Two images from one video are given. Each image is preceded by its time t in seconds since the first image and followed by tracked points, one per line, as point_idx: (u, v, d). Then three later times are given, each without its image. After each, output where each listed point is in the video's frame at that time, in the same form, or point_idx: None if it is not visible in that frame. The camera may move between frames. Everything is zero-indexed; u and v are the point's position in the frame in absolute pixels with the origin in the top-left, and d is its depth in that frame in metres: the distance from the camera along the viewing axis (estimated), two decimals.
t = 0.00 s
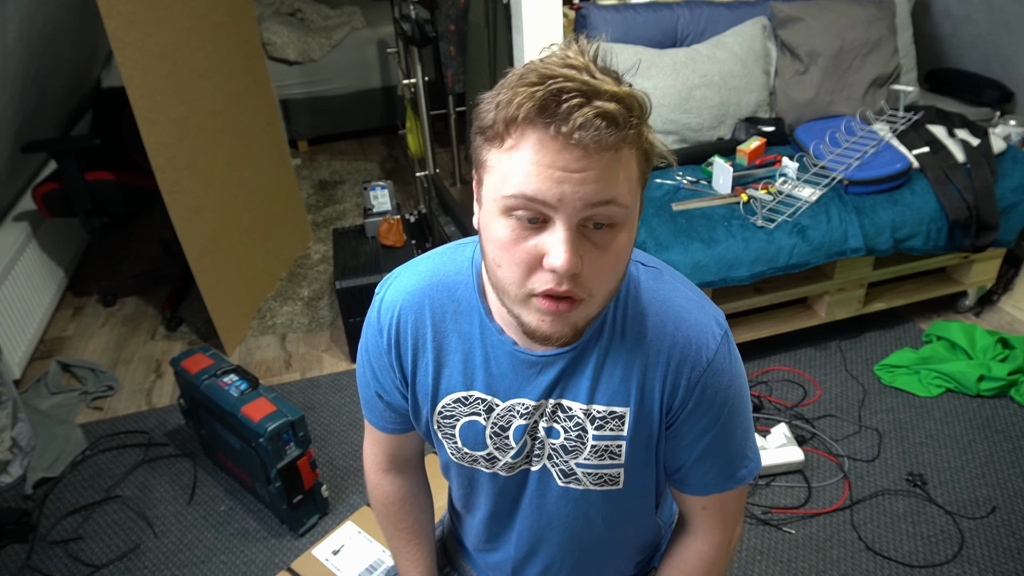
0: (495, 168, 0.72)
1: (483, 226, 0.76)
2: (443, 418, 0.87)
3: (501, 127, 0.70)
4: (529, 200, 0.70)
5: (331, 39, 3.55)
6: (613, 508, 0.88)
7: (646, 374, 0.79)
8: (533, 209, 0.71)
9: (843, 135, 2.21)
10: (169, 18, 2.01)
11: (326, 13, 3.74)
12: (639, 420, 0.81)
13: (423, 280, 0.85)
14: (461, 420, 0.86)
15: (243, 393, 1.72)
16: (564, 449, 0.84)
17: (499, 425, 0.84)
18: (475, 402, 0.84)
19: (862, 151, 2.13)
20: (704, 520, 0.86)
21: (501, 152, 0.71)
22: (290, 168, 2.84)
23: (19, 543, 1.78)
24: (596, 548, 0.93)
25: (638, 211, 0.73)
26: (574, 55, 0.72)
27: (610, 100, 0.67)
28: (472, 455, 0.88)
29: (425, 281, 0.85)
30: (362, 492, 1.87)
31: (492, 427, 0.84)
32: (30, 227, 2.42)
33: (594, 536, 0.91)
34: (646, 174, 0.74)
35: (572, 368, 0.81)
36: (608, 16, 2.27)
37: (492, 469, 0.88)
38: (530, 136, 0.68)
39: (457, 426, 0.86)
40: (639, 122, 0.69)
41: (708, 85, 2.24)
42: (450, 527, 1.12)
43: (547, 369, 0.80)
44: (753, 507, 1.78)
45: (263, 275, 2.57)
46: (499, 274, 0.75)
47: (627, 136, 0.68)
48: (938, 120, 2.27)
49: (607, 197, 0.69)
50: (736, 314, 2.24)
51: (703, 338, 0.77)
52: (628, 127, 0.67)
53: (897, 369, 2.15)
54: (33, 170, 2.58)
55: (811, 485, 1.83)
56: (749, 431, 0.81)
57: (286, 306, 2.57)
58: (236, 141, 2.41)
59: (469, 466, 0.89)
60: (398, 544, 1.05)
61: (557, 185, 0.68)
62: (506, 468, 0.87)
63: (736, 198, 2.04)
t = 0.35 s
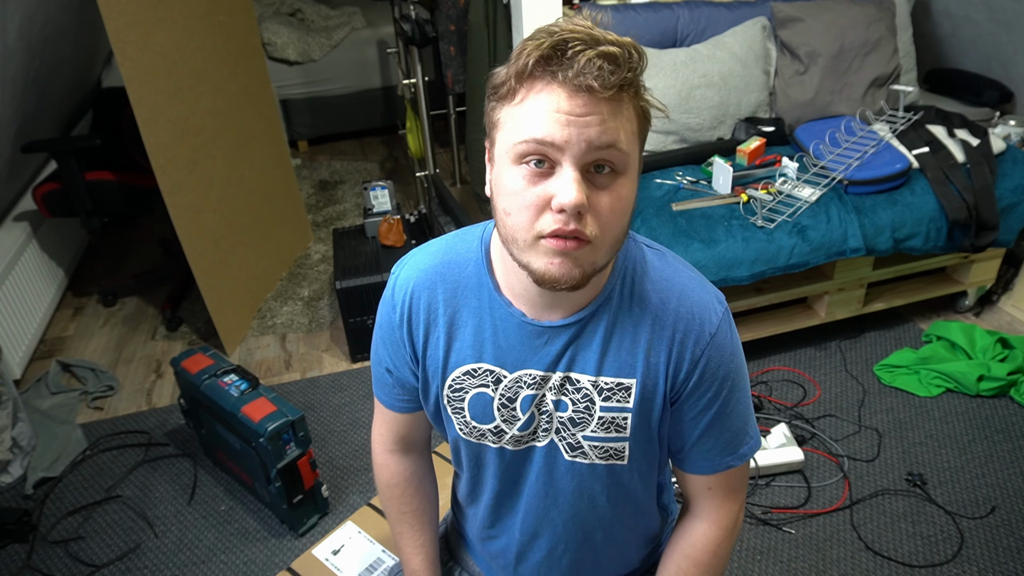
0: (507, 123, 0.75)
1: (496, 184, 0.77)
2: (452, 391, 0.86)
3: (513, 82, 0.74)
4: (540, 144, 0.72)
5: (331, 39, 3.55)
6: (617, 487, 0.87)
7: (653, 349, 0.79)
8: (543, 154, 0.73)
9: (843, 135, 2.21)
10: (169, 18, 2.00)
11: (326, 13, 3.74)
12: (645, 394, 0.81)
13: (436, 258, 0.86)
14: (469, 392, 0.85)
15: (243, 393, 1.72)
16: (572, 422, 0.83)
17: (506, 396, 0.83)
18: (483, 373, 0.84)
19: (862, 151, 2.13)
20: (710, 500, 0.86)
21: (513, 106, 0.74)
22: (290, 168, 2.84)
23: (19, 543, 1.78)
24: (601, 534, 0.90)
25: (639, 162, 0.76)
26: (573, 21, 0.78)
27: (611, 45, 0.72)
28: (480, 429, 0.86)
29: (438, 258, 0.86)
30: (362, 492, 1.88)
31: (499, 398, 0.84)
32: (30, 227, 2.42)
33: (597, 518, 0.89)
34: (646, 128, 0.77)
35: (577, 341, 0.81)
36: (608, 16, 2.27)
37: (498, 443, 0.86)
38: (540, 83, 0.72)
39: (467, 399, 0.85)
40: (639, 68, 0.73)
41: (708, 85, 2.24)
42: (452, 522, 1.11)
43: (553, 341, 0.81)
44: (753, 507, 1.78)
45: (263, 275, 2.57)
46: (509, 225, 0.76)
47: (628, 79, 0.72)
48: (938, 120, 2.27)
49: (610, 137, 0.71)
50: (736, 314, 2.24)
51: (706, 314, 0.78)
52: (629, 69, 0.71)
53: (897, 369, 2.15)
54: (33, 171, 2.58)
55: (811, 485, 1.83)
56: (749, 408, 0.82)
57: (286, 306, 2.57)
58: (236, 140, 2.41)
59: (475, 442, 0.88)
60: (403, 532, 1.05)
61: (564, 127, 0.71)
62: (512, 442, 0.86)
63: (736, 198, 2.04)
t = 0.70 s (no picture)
0: (478, 135, 0.74)
1: (473, 192, 0.77)
2: (445, 382, 0.86)
3: (481, 95, 0.73)
4: (510, 156, 0.71)
5: (331, 40, 3.55)
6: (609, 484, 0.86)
7: (643, 350, 0.78)
8: (515, 164, 0.72)
9: (843, 135, 2.21)
10: (169, 18, 2.01)
11: (326, 13, 3.74)
12: (636, 394, 0.80)
13: (435, 251, 0.87)
14: (461, 383, 0.85)
15: (243, 393, 1.72)
16: (563, 418, 0.83)
17: (497, 388, 0.83)
18: (475, 365, 0.83)
19: (862, 152, 2.13)
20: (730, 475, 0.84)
21: (481, 119, 0.74)
22: (290, 168, 2.84)
23: (19, 543, 1.78)
24: (593, 528, 0.90)
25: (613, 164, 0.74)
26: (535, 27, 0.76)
27: (573, 54, 0.70)
28: (469, 420, 0.86)
29: (436, 251, 0.87)
30: (362, 492, 1.88)
31: (490, 390, 0.84)
32: (30, 227, 2.42)
33: (590, 514, 0.88)
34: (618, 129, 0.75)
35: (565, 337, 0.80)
36: (609, 17, 2.28)
37: (487, 436, 0.86)
38: (507, 96, 0.71)
39: (458, 391, 0.85)
40: (604, 74, 0.71)
41: (708, 85, 2.24)
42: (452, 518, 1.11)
43: (543, 337, 0.80)
44: (753, 507, 1.78)
45: (263, 275, 2.58)
46: (489, 233, 0.75)
47: (594, 86, 0.70)
48: (938, 120, 2.27)
49: (579, 145, 0.70)
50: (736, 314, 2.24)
51: (697, 315, 0.77)
52: (594, 76, 0.70)
53: (897, 369, 2.15)
54: (33, 170, 2.58)
55: (811, 485, 1.83)
56: (746, 405, 0.80)
57: (286, 306, 2.57)
58: (236, 140, 2.41)
59: (465, 433, 0.88)
60: (403, 525, 1.04)
61: (532, 139, 0.70)
62: (501, 434, 0.86)
63: (736, 198, 2.04)
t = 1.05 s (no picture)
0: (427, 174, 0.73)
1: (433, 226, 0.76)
2: (434, 400, 0.87)
3: (421, 137, 0.70)
4: (455, 201, 0.69)
5: (331, 39, 3.55)
6: (607, 494, 0.86)
7: (635, 357, 0.78)
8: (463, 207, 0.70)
9: (842, 135, 2.21)
10: (169, 19, 2.00)
11: (326, 13, 3.74)
12: (630, 401, 0.80)
13: (417, 265, 0.86)
14: (450, 402, 0.85)
15: (243, 393, 1.72)
16: (556, 432, 0.83)
17: (487, 406, 0.84)
18: (463, 383, 0.84)
19: (862, 152, 2.13)
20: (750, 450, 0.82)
21: (427, 160, 0.71)
22: (290, 168, 2.84)
23: (19, 543, 1.78)
24: (594, 537, 0.90)
25: (570, 195, 0.71)
26: (479, 55, 0.71)
27: (507, 94, 0.66)
28: (461, 437, 0.87)
29: (418, 266, 0.86)
30: (362, 492, 1.88)
31: (480, 408, 0.84)
32: (30, 227, 2.42)
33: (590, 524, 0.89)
34: (573, 160, 0.71)
35: (554, 351, 0.80)
36: (609, 17, 2.28)
37: (480, 452, 0.87)
38: (444, 140, 0.68)
39: (447, 409, 0.86)
40: (543, 111, 0.67)
41: (708, 85, 2.24)
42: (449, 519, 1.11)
43: (533, 352, 0.80)
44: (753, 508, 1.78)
45: (263, 275, 2.57)
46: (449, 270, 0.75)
47: (530, 127, 0.66)
48: (938, 120, 2.27)
49: (522, 189, 0.67)
50: (736, 314, 2.24)
51: (688, 318, 0.76)
52: (528, 117, 0.65)
53: (897, 369, 2.15)
54: (33, 170, 2.58)
55: (811, 485, 1.83)
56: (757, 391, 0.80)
57: (286, 306, 2.57)
58: (236, 141, 2.41)
59: (458, 449, 0.89)
60: (399, 531, 1.04)
61: (472, 185, 0.67)
62: (494, 451, 0.86)
63: (736, 198, 2.04)
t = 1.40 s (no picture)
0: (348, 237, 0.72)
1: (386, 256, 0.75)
2: (424, 403, 0.87)
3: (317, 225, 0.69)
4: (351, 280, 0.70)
5: (331, 40, 3.55)
6: (595, 505, 0.86)
7: (623, 374, 0.74)
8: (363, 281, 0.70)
9: (843, 135, 2.21)
10: (169, 18, 2.00)
11: (326, 13, 3.74)
12: (616, 419, 0.77)
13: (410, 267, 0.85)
14: (440, 406, 0.85)
15: (243, 393, 1.72)
16: (541, 445, 0.82)
17: (475, 412, 0.83)
18: (452, 389, 0.83)
19: (862, 151, 2.13)
20: (720, 508, 0.79)
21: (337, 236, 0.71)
22: (290, 168, 2.84)
23: (19, 543, 1.78)
24: (584, 545, 0.90)
25: (434, 320, 0.64)
26: (349, 169, 0.61)
27: (324, 254, 0.61)
28: (451, 441, 0.87)
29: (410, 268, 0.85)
30: (362, 492, 1.88)
31: (468, 414, 0.83)
32: (30, 227, 2.42)
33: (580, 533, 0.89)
34: (423, 301, 0.62)
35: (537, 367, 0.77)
36: (609, 17, 2.28)
37: (469, 457, 0.87)
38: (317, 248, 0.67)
39: (438, 412, 0.86)
40: (359, 274, 0.60)
41: (708, 85, 2.24)
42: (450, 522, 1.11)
43: (516, 365, 0.77)
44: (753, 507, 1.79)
45: (263, 275, 2.58)
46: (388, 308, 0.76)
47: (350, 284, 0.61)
48: (938, 120, 2.26)
49: (371, 313, 0.65)
50: (736, 315, 2.24)
51: (681, 337, 0.71)
52: (345, 278, 0.60)
53: (897, 369, 2.15)
54: (33, 170, 2.58)
55: (811, 485, 1.83)
56: (748, 418, 0.75)
57: (286, 306, 2.57)
58: (236, 141, 2.41)
59: (447, 452, 0.89)
60: (398, 533, 1.04)
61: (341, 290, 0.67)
62: (482, 456, 0.86)
63: (736, 198, 2.04)
